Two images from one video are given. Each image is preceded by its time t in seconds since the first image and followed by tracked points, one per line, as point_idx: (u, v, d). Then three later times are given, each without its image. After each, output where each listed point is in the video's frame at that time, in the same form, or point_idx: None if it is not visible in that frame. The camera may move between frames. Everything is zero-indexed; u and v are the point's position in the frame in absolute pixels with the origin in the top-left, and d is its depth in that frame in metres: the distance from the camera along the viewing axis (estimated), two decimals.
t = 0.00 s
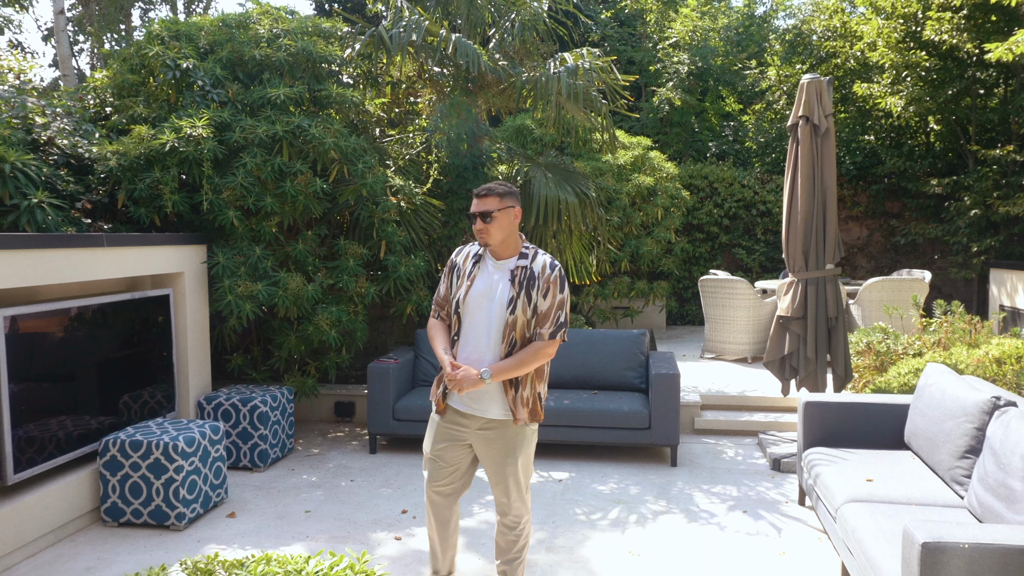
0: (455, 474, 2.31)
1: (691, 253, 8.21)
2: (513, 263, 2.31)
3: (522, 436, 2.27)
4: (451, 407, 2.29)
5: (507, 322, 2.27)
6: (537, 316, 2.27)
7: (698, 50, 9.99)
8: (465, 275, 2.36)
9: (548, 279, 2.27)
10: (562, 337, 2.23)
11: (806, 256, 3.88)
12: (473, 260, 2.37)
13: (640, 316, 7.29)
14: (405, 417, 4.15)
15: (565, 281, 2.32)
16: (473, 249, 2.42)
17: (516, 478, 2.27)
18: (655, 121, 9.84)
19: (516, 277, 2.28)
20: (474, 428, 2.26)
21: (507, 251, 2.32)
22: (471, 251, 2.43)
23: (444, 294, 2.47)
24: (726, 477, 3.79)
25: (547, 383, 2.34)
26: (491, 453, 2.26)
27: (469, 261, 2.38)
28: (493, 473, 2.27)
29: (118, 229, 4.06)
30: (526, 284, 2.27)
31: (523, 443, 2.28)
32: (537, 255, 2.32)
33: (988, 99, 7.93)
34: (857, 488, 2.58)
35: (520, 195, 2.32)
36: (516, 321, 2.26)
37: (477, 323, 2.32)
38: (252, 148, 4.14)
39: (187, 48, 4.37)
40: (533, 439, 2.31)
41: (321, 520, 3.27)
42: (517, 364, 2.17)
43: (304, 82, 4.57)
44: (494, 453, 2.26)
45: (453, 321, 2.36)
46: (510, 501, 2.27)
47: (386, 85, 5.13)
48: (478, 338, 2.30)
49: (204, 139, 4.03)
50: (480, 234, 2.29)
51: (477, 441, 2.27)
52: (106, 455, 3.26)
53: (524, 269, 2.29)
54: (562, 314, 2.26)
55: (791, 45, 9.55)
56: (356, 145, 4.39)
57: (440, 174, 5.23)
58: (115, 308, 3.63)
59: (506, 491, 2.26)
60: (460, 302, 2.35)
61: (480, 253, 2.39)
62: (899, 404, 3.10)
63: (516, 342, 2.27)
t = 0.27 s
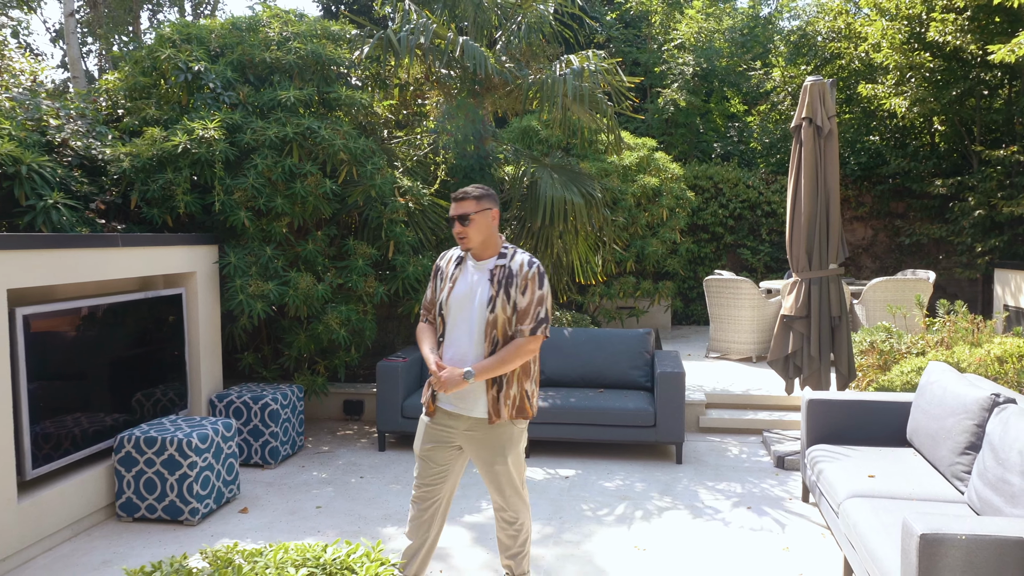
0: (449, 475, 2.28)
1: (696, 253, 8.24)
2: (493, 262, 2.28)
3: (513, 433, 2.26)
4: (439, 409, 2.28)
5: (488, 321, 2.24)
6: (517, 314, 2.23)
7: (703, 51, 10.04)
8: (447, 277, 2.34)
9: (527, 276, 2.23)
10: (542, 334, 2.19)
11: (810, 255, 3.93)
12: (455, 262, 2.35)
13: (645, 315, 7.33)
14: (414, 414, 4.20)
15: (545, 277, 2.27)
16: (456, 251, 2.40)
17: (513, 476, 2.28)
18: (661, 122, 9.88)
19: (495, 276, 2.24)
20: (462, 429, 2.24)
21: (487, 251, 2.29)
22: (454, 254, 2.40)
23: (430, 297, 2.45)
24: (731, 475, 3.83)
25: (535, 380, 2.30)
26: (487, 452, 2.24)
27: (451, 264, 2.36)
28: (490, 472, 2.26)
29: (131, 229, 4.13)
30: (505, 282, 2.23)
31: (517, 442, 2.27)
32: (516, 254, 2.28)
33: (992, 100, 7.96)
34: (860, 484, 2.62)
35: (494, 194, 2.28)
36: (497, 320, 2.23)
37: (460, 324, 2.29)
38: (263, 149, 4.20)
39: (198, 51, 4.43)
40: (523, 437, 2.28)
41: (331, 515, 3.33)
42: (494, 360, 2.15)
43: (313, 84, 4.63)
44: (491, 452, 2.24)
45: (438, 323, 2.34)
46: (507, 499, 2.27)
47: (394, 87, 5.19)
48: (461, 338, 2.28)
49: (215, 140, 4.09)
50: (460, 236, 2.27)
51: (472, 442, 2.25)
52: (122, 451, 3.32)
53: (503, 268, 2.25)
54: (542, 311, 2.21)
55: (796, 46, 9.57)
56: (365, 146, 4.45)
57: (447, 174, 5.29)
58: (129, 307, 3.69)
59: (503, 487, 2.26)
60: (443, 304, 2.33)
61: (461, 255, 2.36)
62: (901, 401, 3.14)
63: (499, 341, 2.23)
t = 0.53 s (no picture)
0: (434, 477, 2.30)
1: (707, 253, 8.27)
2: (455, 260, 2.27)
3: (490, 430, 2.24)
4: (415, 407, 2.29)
5: (449, 316, 2.23)
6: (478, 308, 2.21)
7: (714, 52, 10.07)
8: (416, 279, 2.35)
9: (484, 270, 2.21)
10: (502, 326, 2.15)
11: (821, 255, 3.96)
12: (424, 264, 2.36)
13: (656, 315, 7.35)
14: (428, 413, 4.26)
15: (505, 269, 2.24)
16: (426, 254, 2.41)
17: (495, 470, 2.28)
18: (671, 123, 9.91)
19: (455, 272, 2.24)
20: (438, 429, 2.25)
21: (448, 249, 2.28)
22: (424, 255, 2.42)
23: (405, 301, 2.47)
24: (742, 473, 3.87)
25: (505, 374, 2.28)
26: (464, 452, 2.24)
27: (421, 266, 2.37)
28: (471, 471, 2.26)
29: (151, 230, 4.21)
30: (464, 277, 2.22)
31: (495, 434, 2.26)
32: (477, 250, 2.27)
33: (1004, 100, 7.93)
34: (870, 481, 2.66)
35: (453, 194, 2.28)
36: (456, 315, 2.22)
37: (426, 323, 2.29)
38: (279, 151, 4.26)
39: (216, 55, 4.50)
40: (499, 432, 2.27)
41: (349, 511, 3.39)
42: (471, 369, 2.12)
43: (328, 86, 4.69)
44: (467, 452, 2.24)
45: (408, 324, 2.36)
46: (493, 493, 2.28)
47: (408, 89, 5.25)
48: (426, 337, 2.27)
49: (233, 142, 4.16)
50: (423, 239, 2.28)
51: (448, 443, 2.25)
52: (144, 447, 3.41)
53: (462, 264, 2.24)
54: (500, 302, 2.18)
55: (806, 47, 9.57)
56: (380, 148, 4.51)
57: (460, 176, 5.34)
58: (149, 306, 3.77)
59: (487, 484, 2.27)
60: (411, 305, 2.35)
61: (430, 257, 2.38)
62: (911, 400, 3.17)
63: (461, 336, 2.22)
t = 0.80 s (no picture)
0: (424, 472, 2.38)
1: (723, 253, 8.27)
2: (441, 261, 2.36)
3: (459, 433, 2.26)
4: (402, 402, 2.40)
5: (431, 315, 2.30)
6: (461, 307, 2.28)
7: (729, 52, 10.07)
8: (408, 280, 2.46)
9: (467, 270, 2.28)
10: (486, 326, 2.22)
11: (839, 256, 3.97)
12: (415, 265, 2.46)
13: (672, 315, 7.36)
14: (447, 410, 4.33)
15: (489, 269, 2.31)
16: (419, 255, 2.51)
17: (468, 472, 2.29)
18: (686, 123, 9.91)
19: (440, 272, 2.32)
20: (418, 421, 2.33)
21: (434, 250, 2.38)
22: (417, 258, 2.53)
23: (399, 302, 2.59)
24: (759, 472, 3.89)
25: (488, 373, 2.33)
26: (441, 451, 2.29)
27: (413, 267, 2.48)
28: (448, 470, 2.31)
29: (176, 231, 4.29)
30: (448, 278, 2.31)
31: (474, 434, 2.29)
32: (463, 251, 2.35)
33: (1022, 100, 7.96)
34: (889, 480, 2.67)
35: (439, 195, 2.36)
36: (437, 313, 2.30)
37: (412, 321, 2.38)
38: (301, 152, 4.32)
39: (238, 58, 4.57)
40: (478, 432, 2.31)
41: (371, 507, 3.45)
42: (473, 372, 2.18)
43: (348, 88, 4.75)
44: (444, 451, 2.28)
45: (396, 323, 2.47)
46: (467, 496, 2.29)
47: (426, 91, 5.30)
48: (412, 335, 2.36)
49: (256, 144, 4.23)
50: (411, 239, 2.37)
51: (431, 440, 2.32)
52: (171, 443, 3.51)
53: (447, 265, 2.33)
54: (486, 301, 2.25)
55: (823, 46, 9.55)
56: (400, 150, 4.56)
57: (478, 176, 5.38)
58: (175, 306, 3.85)
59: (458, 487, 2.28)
60: (401, 306, 2.46)
61: (421, 258, 2.48)
62: (930, 400, 3.19)
63: (441, 334, 2.29)
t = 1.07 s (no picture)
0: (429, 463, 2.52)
1: (750, 253, 8.24)
2: (451, 262, 2.40)
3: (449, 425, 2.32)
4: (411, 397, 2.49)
5: (439, 315, 2.35)
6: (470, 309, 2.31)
7: (757, 52, 10.03)
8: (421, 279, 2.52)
9: (475, 272, 2.32)
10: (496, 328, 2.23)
11: (871, 256, 3.95)
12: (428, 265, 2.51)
13: (700, 315, 7.35)
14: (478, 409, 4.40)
15: (499, 273, 2.33)
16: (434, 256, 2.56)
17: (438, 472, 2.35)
18: (713, 123, 9.88)
19: (449, 274, 2.37)
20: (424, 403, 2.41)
21: (445, 251, 2.42)
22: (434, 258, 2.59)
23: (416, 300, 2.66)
24: (791, 472, 3.89)
25: (492, 377, 2.36)
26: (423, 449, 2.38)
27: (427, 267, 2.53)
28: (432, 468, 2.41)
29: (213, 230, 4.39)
30: (457, 279, 2.35)
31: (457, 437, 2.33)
32: (473, 252, 2.38)
33: None
34: (924, 481, 2.67)
35: (450, 197, 2.39)
36: (443, 314, 2.35)
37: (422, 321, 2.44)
38: (335, 153, 4.40)
39: (273, 60, 4.65)
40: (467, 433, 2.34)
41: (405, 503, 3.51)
42: (476, 350, 2.18)
43: (380, 90, 4.82)
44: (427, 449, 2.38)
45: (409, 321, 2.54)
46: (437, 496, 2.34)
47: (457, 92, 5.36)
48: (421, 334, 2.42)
49: (291, 145, 4.31)
50: (423, 241, 2.41)
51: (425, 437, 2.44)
52: (211, 439, 3.60)
53: (457, 266, 2.37)
54: (498, 304, 2.29)
55: (852, 45, 9.47)
56: (431, 150, 4.62)
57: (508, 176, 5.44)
58: (213, 304, 3.94)
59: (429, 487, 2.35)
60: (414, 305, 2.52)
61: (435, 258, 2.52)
62: (965, 401, 3.17)
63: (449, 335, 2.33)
